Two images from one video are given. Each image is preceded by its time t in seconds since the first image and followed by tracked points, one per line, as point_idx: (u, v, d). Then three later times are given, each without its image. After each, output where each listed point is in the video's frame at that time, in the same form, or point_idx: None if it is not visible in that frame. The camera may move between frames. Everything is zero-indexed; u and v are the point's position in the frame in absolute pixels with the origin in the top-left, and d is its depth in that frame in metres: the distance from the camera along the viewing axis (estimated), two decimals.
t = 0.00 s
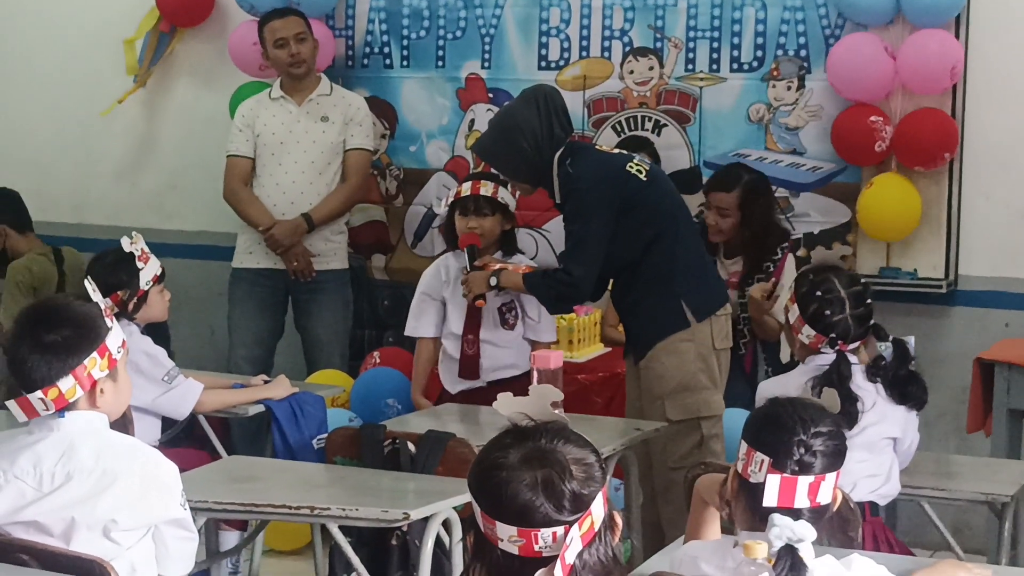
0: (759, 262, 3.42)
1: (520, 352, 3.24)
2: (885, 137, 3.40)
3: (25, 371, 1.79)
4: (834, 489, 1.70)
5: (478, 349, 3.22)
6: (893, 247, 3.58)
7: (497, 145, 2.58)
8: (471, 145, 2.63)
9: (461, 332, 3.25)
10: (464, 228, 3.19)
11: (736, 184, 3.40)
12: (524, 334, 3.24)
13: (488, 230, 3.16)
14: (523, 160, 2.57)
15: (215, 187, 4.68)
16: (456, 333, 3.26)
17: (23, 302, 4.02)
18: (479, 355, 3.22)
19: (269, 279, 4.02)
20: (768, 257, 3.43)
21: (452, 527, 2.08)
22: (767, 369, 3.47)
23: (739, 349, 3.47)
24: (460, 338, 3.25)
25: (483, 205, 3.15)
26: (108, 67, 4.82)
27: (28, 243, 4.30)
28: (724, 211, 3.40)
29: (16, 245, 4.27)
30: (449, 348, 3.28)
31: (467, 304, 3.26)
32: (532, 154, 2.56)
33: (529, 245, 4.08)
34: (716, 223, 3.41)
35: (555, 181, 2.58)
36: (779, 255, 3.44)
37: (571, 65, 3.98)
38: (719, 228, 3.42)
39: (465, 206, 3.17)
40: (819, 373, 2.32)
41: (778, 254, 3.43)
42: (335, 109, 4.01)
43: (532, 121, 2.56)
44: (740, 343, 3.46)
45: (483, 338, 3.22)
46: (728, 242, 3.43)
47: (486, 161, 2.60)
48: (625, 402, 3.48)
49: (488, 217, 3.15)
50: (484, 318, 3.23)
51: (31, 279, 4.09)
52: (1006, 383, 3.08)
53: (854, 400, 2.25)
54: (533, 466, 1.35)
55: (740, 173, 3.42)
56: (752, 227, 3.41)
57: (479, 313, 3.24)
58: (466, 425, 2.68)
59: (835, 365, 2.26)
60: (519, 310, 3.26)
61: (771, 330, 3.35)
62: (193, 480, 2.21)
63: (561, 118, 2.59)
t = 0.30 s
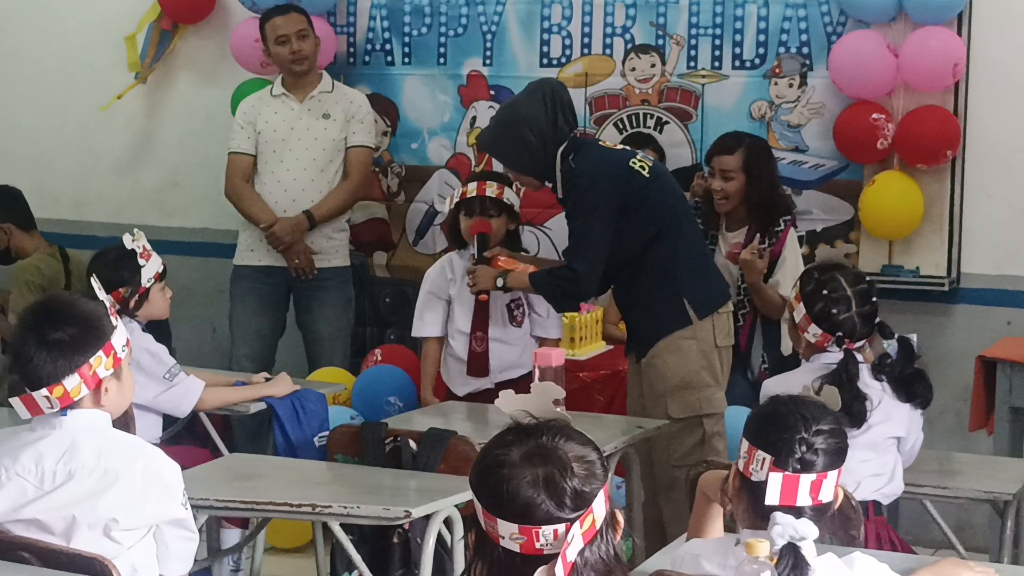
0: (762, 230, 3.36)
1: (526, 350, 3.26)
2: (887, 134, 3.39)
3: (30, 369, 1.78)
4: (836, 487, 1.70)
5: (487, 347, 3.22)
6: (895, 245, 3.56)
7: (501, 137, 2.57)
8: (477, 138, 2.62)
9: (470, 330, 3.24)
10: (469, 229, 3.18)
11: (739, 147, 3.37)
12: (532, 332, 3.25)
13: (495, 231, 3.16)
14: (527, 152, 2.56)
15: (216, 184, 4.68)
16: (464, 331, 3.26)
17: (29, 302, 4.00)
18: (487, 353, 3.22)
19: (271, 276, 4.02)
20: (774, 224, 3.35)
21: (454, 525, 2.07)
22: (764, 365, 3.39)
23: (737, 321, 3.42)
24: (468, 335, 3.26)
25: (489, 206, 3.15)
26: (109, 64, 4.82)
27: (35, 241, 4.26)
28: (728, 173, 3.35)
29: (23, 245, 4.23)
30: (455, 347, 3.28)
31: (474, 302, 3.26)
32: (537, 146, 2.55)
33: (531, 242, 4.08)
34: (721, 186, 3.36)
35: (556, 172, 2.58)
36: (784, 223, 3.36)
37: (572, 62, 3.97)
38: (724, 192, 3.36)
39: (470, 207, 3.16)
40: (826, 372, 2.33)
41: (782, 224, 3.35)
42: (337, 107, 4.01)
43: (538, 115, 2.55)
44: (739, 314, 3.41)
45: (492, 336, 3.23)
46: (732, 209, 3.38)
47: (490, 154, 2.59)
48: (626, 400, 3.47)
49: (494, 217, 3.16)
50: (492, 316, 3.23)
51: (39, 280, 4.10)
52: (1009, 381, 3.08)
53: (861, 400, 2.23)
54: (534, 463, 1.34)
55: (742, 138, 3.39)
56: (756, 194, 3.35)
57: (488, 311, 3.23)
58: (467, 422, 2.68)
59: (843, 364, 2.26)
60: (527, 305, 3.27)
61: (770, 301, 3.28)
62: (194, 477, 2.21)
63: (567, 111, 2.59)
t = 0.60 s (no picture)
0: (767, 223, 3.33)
1: (527, 348, 3.25)
2: (888, 133, 3.39)
3: (37, 367, 1.78)
4: (837, 485, 1.70)
5: (486, 344, 3.24)
6: (897, 244, 3.57)
7: (549, 74, 2.58)
8: (521, 70, 2.62)
9: (469, 326, 3.26)
10: (473, 226, 3.15)
11: (736, 144, 3.32)
12: (532, 330, 3.24)
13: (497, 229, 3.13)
14: (566, 101, 2.57)
15: (219, 182, 4.68)
16: (464, 327, 3.26)
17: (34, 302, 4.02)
18: (486, 350, 3.24)
19: (273, 274, 4.02)
20: (777, 216, 3.33)
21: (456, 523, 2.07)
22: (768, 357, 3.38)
23: (744, 312, 3.41)
24: (467, 332, 3.26)
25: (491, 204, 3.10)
26: (111, 62, 4.82)
27: (35, 240, 4.25)
28: (729, 173, 3.32)
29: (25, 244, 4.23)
30: (455, 343, 3.28)
31: (473, 298, 3.26)
32: (577, 98, 2.57)
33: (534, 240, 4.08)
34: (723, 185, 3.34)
35: (590, 132, 2.57)
36: (787, 215, 3.32)
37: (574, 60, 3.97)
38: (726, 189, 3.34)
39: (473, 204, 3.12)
40: (829, 370, 2.33)
41: (786, 215, 3.32)
42: (339, 104, 4.02)
43: (589, 68, 2.57)
44: (747, 305, 3.40)
45: (490, 333, 3.23)
46: (735, 201, 3.36)
47: (531, 86, 2.59)
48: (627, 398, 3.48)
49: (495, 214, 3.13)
50: (492, 313, 3.24)
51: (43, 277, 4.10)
52: (1011, 379, 3.08)
53: (864, 399, 2.23)
54: (537, 460, 1.35)
55: (739, 133, 3.33)
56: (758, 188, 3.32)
57: (487, 308, 3.24)
58: (469, 420, 2.68)
59: (845, 363, 2.25)
60: (528, 303, 3.26)
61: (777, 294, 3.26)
62: (197, 475, 2.21)
63: (614, 79, 2.60)
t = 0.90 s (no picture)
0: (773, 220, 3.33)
1: (527, 346, 3.25)
2: (892, 131, 3.40)
3: (42, 362, 1.79)
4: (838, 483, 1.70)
5: (485, 342, 3.24)
6: (899, 242, 3.57)
7: (589, 55, 2.60)
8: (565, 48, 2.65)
9: (469, 324, 3.26)
10: (475, 222, 3.19)
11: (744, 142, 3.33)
12: (533, 327, 3.25)
13: (500, 225, 3.17)
14: (605, 79, 2.59)
15: (221, 179, 4.69)
16: (464, 325, 3.27)
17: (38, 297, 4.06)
18: (486, 348, 3.24)
19: (275, 271, 4.03)
20: (784, 214, 3.32)
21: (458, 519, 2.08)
22: (775, 355, 3.38)
23: (751, 310, 3.40)
24: (467, 330, 3.26)
25: (496, 201, 3.16)
26: (114, 59, 4.83)
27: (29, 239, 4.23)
28: (737, 170, 3.32)
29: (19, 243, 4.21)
30: (455, 340, 3.28)
31: (474, 295, 3.26)
32: (616, 76, 2.58)
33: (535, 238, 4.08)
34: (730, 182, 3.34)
35: (630, 114, 2.57)
36: (794, 214, 3.32)
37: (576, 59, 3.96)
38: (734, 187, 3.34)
39: (477, 200, 3.18)
40: (829, 368, 2.33)
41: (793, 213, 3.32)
42: (342, 102, 4.02)
43: (631, 48, 2.58)
44: (754, 303, 3.39)
45: (491, 331, 3.24)
46: (742, 198, 3.36)
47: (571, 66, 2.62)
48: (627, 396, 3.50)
49: (500, 212, 3.17)
50: (492, 311, 3.24)
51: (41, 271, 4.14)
52: (1013, 378, 3.08)
53: (863, 396, 2.22)
54: (540, 456, 1.35)
55: (747, 131, 3.35)
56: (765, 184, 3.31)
57: (487, 305, 3.24)
58: (472, 417, 2.69)
59: (845, 361, 2.24)
60: (529, 301, 3.26)
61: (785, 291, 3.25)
62: (199, 472, 2.22)
63: (660, 66, 2.60)
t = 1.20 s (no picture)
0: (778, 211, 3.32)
1: (532, 342, 3.26)
2: (893, 127, 3.39)
3: (45, 354, 1.79)
4: (837, 476, 1.70)
5: (492, 339, 3.24)
6: (901, 238, 3.57)
7: (596, 59, 2.56)
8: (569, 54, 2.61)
9: (475, 321, 3.26)
10: (479, 218, 3.18)
11: (747, 131, 3.33)
12: (538, 324, 3.26)
13: (504, 221, 3.18)
14: (616, 81, 2.54)
15: (222, 174, 4.68)
16: (469, 322, 3.27)
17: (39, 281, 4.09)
18: (492, 345, 3.24)
19: (276, 266, 4.03)
20: (789, 204, 3.31)
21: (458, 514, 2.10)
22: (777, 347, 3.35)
23: (755, 301, 3.37)
24: (472, 326, 3.26)
25: (501, 196, 3.16)
26: (115, 54, 4.83)
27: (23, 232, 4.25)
28: (740, 160, 3.33)
29: (12, 233, 4.22)
30: (460, 337, 3.28)
31: (479, 292, 3.26)
32: (627, 76, 2.53)
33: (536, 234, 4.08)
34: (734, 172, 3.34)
35: (642, 117, 2.55)
36: (799, 204, 3.31)
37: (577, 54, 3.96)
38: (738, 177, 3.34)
39: (481, 195, 3.17)
40: (829, 361, 2.32)
41: (798, 203, 3.31)
42: (343, 97, 4.02)
43: (638, 46, 2.54)
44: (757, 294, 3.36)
45: (496, 328, 3.24)
46: (746, 189, 3.36)
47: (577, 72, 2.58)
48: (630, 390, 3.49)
49: (505, 208, 3.17)
50: (497, 308, 3.25)
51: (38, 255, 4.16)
52: (1014, 373, 3.08)
53: (863, 390, 2.22)
54: (539, 450, 1.35)
55: (750, 120, 3.35)
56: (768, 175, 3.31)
57: (493, 302, 3.25)
58: (473, 412, 2.69)
59: (844, 355, 2.23)
60: (534, 298, 3.28)
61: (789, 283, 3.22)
62: (200, 466, 2.22)
63: (667, 61, 2.56)
